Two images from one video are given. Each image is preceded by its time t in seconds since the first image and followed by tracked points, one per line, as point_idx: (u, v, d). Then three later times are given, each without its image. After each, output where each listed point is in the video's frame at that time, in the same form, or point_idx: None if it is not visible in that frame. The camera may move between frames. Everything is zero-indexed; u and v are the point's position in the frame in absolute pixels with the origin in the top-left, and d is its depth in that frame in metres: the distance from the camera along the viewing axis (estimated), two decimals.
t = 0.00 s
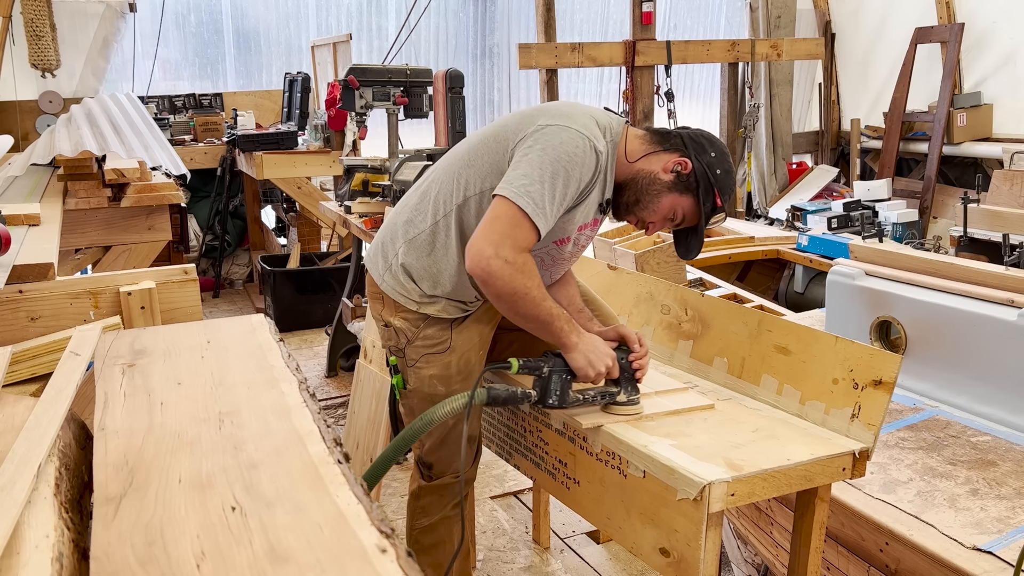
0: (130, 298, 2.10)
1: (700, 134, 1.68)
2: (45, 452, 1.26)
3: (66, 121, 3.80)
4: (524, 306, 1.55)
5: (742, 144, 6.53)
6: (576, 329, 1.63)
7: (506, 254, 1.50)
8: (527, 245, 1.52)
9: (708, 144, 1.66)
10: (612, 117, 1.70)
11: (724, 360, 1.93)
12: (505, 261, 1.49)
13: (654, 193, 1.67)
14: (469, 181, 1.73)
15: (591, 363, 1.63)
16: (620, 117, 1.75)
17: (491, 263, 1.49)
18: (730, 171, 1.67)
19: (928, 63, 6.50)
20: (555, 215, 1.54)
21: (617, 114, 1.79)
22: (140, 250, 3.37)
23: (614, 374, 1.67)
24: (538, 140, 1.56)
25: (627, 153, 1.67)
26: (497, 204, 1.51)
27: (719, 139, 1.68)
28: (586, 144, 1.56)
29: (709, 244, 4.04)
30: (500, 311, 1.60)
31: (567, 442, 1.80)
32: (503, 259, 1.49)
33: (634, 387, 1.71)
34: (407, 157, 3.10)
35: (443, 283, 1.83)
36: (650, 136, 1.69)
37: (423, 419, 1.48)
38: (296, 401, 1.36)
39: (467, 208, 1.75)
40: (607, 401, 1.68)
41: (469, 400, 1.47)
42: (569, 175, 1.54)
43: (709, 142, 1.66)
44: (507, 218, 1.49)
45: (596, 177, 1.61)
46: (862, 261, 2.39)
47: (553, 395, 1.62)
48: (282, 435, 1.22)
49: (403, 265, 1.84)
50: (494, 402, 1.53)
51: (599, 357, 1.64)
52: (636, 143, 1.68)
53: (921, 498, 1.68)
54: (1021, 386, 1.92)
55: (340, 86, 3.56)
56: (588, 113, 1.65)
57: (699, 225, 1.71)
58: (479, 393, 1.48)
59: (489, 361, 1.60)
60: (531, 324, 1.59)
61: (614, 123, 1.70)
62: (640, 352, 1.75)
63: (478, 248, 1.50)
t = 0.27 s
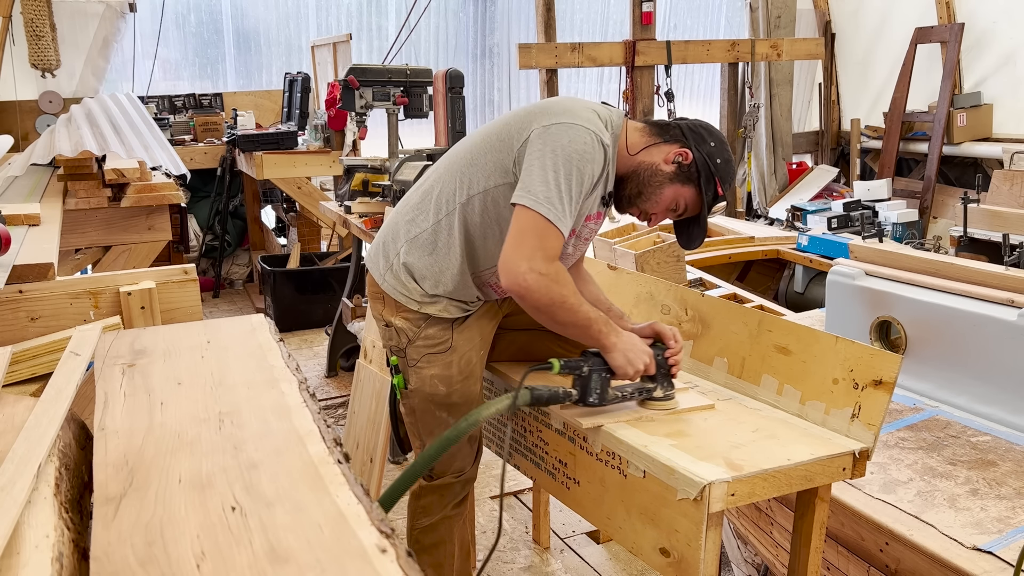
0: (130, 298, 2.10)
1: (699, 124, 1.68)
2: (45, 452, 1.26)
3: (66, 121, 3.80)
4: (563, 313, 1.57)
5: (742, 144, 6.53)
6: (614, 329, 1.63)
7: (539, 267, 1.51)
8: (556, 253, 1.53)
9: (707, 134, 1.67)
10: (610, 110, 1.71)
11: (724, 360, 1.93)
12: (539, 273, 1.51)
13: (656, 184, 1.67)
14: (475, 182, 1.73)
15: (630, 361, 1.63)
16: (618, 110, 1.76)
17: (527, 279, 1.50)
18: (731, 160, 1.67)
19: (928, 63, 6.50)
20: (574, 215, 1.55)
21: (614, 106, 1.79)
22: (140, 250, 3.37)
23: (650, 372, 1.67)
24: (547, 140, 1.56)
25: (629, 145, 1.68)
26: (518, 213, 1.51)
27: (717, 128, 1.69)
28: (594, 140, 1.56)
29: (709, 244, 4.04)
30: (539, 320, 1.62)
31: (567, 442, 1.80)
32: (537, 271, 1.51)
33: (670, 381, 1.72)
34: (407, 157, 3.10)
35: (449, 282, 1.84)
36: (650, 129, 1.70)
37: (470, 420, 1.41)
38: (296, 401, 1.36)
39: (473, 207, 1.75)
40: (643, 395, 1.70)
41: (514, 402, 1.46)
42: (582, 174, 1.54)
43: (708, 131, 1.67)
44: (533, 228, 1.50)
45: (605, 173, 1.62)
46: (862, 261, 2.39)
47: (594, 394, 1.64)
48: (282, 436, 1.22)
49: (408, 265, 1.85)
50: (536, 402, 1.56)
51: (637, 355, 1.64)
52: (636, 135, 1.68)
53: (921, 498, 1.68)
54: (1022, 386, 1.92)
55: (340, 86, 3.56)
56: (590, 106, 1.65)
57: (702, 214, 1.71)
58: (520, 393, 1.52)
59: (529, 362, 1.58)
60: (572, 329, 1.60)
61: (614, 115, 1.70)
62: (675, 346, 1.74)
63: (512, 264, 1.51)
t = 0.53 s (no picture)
0: (130, 298, 2.10)
1: (698, 122, 1.68)
2: (44, 452, 1.26)
3: (66, 121, 3.80)
4: (597, 321, 1.61)
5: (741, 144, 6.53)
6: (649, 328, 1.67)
7: (569, 282, 1.55)
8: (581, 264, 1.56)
9: (706, 132, 1.67)
10: (609, 107, 1.71)
11: (724, 360, 1.93)
12: (569, 288, 1.55)
13: (653, 180, 1.67)
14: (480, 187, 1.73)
15: (667, 357, 1.67)
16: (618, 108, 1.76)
17: (559, 296, 1.54)
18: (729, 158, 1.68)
19: (928, 63, 6.50)
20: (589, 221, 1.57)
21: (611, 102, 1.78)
22: (140, 250, 3.37)
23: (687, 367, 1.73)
24: (554, 146, 1.57)
25: (627, 142, 1.69)
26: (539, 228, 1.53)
27: (716, 126, 1.69)
28: (599, 142, 1.56)
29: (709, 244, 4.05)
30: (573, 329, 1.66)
31: (567, 443, 1.80)
32: (567, 286, 1.55)
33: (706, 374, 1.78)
34: (407, 157, 3.11)
35: (453, 283, 1.84)
36: (649, 126, 1.70)
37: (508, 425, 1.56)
38: (296, 401, 1.36)
39: (476, 208, 1.75)
40: (681, 391, 1.75)
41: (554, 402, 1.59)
42: (591, 178, 1.55)
43: (707, 130, 1.67)
44: (558, 243, 1.53)
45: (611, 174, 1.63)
46: (862, 261, 2.39)
47: (634, 391, 1.68)
48: (282, 436, 1.22)
49: (410, 267, 1.84)
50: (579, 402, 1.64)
51: (673, 351, 1.68)
52: (635, 133, 1.69)
53: (921, 498, 1.68)
54: (1021, 387, 1.92)
55: (340, 86, 3.56)
56: (589, 105, 1.64)
57: (698, 211, 1.71)
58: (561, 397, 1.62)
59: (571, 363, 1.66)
60: (610, 334, 1.64)
61: (613, 112, 1.70)
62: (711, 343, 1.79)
63: (542, 283, 1.55)
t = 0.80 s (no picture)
0: (130, 298, 2.10)
1: (700, 123, 1.69)
2: (45, 452, 1.26)
3: (66, 121, 3.80)
4: (559, 310, 1.56)
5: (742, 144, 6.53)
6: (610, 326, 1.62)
7: (538, 262, 1.51)
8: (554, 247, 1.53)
9: (708, 134, 1.67)
10: (610, 106, 1.71)
11: (724, 360, 1.93)
12: (538, 268, 1.51)
13: (652, 180, 1.67)
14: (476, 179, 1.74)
15: (625, 358, 1.61)
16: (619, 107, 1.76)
17: (525, 274, 1.50)
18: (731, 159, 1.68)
19: (928, 63, 6.50)
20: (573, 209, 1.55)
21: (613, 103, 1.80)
22: (140, 250, 3.37)
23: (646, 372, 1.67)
24: (545, 134, 1.57)
25: (628, 141, 1.68)
26: (518, 207, 1.51)
27: (718, 127, 1.69)
28: (592, 134, 1.57)
29: (709, 244, 4.05)
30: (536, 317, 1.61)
31: (568, 442, 1.80)
32: (536, 266, 1.51)
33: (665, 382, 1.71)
34: (407, 157, 3.11)
35: (451, 280, 1.84)
36: (650, 126, 1.70)
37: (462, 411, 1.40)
38: (296, 400, 1.36)
39: (474, 204, 1.75)
40: (638, 396, 1.70)
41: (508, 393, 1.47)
42: (579, 167, 1.55)
43: (709, 131, 1.68)
44: (531, 222, 1.50)
45: (604, 167, 1.63)
46: (862, 261, 2.39)
47: (589, 391, 1.64)
48: (282, 436, 1.22)
49: (410, 265, 1.84)
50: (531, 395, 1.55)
51: (632, 353, 1.62)
52: (635, 132, 1.69)
53: (921, 498, 1.68)
54: (1022, 386, 1.92)
55: (340, 86, 3.56)
56: (586, 100, 1.65)
57: (698, 214, 1.71)
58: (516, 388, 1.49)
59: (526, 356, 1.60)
60: (569, 326, 1.59)
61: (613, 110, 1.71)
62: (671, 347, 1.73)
63: (510, 258, 1.51)
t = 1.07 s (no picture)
0: (130, 298, 2.10)
1: (690, 120, 1.68)
2: (45, 452, 1.26)
3: (66, 121, 3.80)
4: (495, 295, 1.52)
5: (742, 144, 6.53)
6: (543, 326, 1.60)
7: (485, 237, 1.48)
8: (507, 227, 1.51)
9: (697, 130, 1.66)
10: (596, 103, 1.70)
11: (723, 360, 1.93)
12: (484, 243, 1.47)
13: (640, 178, 1.67)
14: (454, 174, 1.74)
15: (553, 362, 1.58)
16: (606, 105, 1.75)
17: (469, 245, 1.47)
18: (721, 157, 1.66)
19: (928, 63, 6.50)
20: (534, 198, 1.53)
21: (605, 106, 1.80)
22: (140, 250, 3.37)
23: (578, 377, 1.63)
24: (516, 124, 1.57)
25: (613, 139, 1.67)
26: (477, 186, 1.50)
27: (709, 125, 1.68)
28: (564, 125, 1.56)
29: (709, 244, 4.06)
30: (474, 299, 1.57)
31: (567, 442, 1.80)
32: (482, 241, 1.47)
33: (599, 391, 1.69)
34: (407, 157, 3.10)
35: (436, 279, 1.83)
36: (637, 122, 1.68)
37: (381, 410, 1.25)
38: (296, 401, 1.36)
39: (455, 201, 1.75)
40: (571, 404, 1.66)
41: (430, 395, 1.29)
42: (546, 156, 1.54)
43: (698, 128, 1.66)
44: (486, 201, 1.48)
45: (578, 161, 1.61)
46: (862, 261, 2.39)
47: (515, 394, 1.55)
48: (282, 435, 1.22)
49: (398, 265, 1.85)
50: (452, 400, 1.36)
51: (563, 357, 1.59)
52: (622, 129, 1.67)
53: (921, 498, 1.68)
54: (1022, 386, 1.92)
55: (340, 86, 3.56)
56: (567, 98, 1.66)
57: (687, 212, 1.71)
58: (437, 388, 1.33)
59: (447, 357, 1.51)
60: (499, 312, 1.55)
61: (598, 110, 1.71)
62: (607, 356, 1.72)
63: (457, 228, 1.48)
